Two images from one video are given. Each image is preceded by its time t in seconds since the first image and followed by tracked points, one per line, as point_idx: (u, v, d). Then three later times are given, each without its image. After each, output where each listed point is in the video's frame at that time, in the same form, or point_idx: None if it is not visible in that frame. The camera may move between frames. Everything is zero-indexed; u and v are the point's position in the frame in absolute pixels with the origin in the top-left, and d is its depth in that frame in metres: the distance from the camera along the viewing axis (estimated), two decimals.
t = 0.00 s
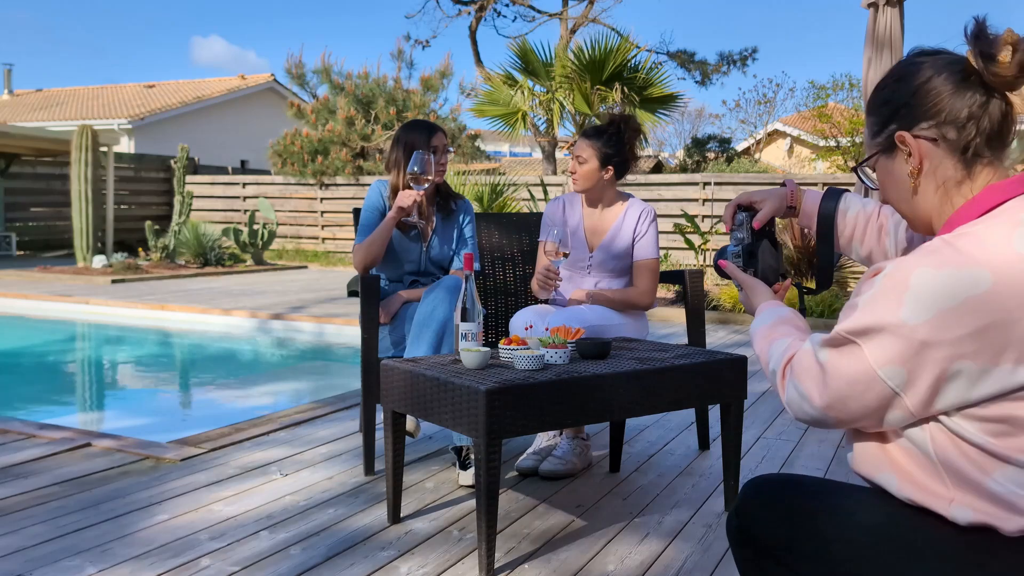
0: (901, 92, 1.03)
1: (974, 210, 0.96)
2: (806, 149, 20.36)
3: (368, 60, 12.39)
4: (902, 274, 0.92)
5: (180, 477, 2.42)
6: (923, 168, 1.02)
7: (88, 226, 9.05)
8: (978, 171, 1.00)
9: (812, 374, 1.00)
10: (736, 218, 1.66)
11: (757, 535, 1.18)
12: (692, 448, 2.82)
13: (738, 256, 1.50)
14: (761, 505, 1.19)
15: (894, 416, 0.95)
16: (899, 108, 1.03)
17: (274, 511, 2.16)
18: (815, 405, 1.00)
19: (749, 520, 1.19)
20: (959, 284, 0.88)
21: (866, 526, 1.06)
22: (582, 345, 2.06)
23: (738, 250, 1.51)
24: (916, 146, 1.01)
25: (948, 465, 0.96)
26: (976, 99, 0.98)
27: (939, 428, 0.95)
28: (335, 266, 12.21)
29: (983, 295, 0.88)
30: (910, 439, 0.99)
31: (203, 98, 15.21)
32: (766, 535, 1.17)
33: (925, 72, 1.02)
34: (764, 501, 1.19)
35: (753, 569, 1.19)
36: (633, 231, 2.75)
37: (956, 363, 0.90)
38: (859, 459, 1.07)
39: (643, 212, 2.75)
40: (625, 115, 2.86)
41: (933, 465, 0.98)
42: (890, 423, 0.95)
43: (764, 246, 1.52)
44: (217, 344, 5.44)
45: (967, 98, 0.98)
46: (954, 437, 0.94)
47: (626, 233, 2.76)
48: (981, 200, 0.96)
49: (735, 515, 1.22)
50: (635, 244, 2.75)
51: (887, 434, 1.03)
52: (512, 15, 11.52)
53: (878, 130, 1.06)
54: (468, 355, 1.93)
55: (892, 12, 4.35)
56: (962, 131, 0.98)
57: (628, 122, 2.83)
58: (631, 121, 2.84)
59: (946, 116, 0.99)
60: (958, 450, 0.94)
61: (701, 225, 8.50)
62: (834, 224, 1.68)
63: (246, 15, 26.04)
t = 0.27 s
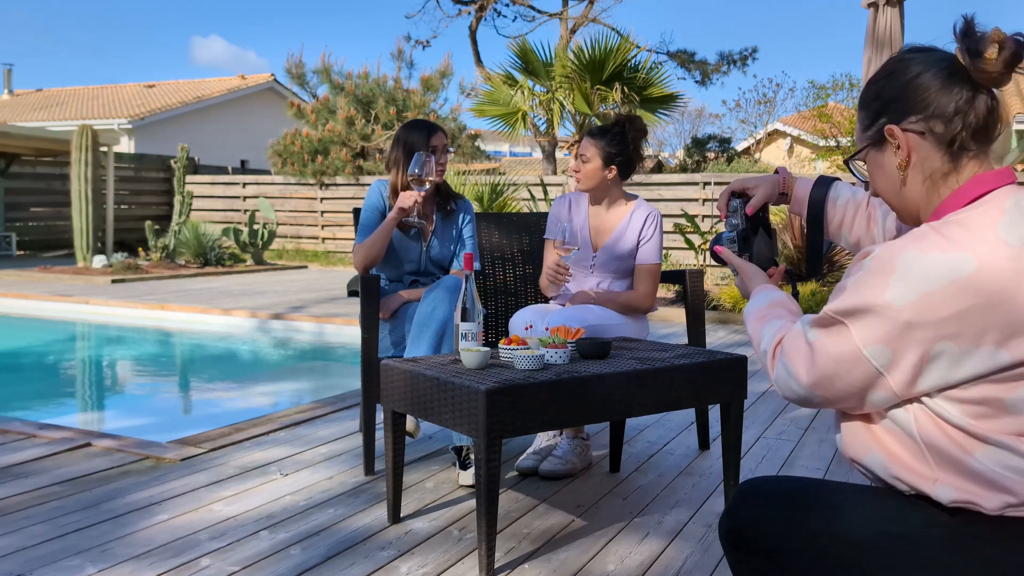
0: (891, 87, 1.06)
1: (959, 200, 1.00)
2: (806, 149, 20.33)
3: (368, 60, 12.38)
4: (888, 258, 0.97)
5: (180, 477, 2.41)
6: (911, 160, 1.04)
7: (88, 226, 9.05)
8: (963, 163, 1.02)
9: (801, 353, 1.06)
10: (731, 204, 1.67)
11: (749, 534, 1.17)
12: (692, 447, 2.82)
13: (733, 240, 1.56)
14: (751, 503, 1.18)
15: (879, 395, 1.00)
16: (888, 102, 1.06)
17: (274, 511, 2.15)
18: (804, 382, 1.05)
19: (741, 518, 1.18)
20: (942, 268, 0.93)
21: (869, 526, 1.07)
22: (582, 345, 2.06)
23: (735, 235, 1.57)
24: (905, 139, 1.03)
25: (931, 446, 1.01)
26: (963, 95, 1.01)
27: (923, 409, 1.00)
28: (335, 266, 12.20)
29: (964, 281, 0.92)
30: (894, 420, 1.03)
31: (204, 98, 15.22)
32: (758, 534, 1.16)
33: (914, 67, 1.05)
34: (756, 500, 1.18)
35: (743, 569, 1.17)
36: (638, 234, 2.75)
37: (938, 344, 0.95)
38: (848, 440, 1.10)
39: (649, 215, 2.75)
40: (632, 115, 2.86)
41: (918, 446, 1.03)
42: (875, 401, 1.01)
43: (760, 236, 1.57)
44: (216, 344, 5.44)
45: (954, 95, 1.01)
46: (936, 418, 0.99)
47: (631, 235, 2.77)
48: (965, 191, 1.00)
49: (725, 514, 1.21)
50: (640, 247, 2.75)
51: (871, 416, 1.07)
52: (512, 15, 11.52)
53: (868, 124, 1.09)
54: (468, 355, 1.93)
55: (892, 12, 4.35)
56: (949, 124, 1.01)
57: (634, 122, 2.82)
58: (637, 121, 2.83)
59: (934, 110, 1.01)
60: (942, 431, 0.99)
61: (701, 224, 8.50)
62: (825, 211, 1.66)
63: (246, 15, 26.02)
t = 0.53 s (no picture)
0: (880, 88, 1.06)
1: (950, 198, 1.00)
2: (806, 149, 20.32)
3: (367, 60, 12.36)
4: (880, 256, 0.97)
5: (179, 477, 2.42)
6: (901, 162, 1.04)
7: (88, 226, 9.05)
8: (952, 163, 1.03)
9: (795, 352, 1.06)
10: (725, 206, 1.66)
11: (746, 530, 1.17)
12: (692, 447, 2.82)
13: (728, 243, 1.52)
14: (751, 501, 1.18)
15: (872, 392, 1.00)
16: (877, 105, 1.06)
17: (274, 511, 2.15)
18: (797, 381, 1.05)
19: (739, 516, 1.18)
20: (931, 265, 0.93)
21: (863, 525, 1.07)
22: (583, 346, 2.06)
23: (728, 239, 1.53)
24: (894, 141, 1.04)
25: (924, 441, 1.01)
26: (951, 96, 1.01)
27: (917, 406, 1.01)
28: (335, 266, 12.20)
29: (955, 277, 0.92)
30: (888, 417, 1.04)
31: (204, 98, 15.22)
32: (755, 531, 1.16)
33: (902, 68, 1.05)
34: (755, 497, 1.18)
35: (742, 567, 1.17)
36: (643, 235, 2.75)
37: (929, 341, 0.95)
38: (842, 438, 1.11)
39: (655, 216, 2.75)
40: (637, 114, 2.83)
41: (911, 442, 1.03)
42: (868, 398, 1.01)
43: (754, 238, 1.55)
44: (216, 344, 5.44)
45: (942, 96, 1.01)
46: (928, 414, 1.00)
47: (637, 236, 2.76)
48: (956, 189, 0.99)
49: (725, 513, 1.21)
50: (644, 248, 2.75)
51: (865, 413, 1.08)
52: (512, 15, 11.52)
53: (858, 127, 1.09)
54: (468, 355, 1.93)
55: (893, 12, 4.36)
56: (937, 125, 1.01)
57: (640, 121, 2.80)
58: (642, 121, 2.81)
59: (922, 112, 1.02)
60: (934, 427, 1.00)
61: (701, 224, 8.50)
62: (817, 211, 1.66)
63: (245, 15, 26.01)
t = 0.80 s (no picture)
0: (871, 93, 1.06)
1: (943, 199, 1.00)
2: (806, 149, 20.32)
3: (368, 60, 12.35)
4: (874, 257, 0.97)
5: (179, 477, 2.42)
6: (893, 165, 1.04)
7: (88, 226, 9.04)
8: (945, 164, 1.03)
9: (791, 355, 1.06)
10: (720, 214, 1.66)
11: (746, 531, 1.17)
12: (692, 447, 2.82)
13: (724, 250, 1.55)
14: (750, 503, 1.18)
15: (868, 394, 1.00)
16: (869, 109, 1.06)
17: (274, 511, 2.16)
18: (794, 383, 1.05)
19: (738, 518, 1.18)
20: (926, 266, 0.93)
21: (862, 526, 1.07)
22: (583, 346, 2.06)
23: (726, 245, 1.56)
24: (887, 144, 1.04)
25: (920, 442, 1.01)
26: (942, 99, 1.01)
27: (913, 407, 1.01)
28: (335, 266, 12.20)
29: (948, 278, 0.92)
30: (885, 419, 1.04)
31: (204, 98, 15.21)
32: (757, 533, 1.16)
33: (893, 72, 1.05)
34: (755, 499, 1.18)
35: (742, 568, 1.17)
36: (646, 237, 2.76)
37: (923, 342, 0.95)
38: (839, 440, 1.11)
39: (658, 218, 2.76)
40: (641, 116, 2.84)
41: (908, 443, 1.03)
42: (864, 399, 1.01)
43: (749, 243, 1.57)
44: (216, 344, 5.44)
45: (933, 100, 1.01)
46: (924, 415, 1.00)
47: (638, 238, 2.77)
48: (948, 191, 1.00)
49: (724, 514, 1.21)
50: (646, 250, 2.75)
51: (862, 415, 1.08)
52: (512, 16, 11.53)
53: (850, 131, 1.09)
54: (468, 355, 1.93)
55: (893, 11, 4.35)
56: (929, 128, 1.01)
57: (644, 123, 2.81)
58: (645, 122, 2.82)
59: (914, 115, 1.02)
60: (930, 427, 1.00)
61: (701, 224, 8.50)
62: (812, 218, 1.66)
63: (245, 15, 26.01)
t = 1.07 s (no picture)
0: (867, 94, 1.06)
1: (939, 199, 1.00)
2: (806, 149, 20.32)
3: (368, 60, 12.35)
4: (870, 257, 0.97)
5: (179, 477, 2.41)
6: (889, 164, 1.04)
7: (88, 226, 9.04)
8: (941, 164, 1.03)
9: (788, 355, 1.06)
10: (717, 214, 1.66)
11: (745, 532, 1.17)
12: (692, 447, 2.82)
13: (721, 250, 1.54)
14: (749, 504, 1.18)
15: (865, 393, 1.00)
16: (865, 109, 1.06)
17: (274, 511, 2.15)
18: (791, 384, 1.05)
19: (737, 518, 1.18)
20: (921, 265, 0.93)
21: (861, 525, 1.07)
22: (583, 346, 2.06)
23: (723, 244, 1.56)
24: (883, 144, 1.04)
25: (917, 441, 1.01)
26: (938, 100, 1.01)
27: (910, 407, 1.00)
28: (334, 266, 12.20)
29: (945, 278, 0.92)
30: (883, 419, 1.03)
31: (204, 98, 15.21)
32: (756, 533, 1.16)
33: (889, 73, 1.05)
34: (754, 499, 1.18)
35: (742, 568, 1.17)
36: (644, 237, 2.75)
37: (920, 342, 0.95)
38: (837, 440, 1.11)
39: (657, 219, 2.76)
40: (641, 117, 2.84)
41: (905, 443, 1.03)
42: (862, 399, 1.01)
43: (746, 244, 1.57)
44: (216, 344, 5.44)
45: (929, 100, 1.01)
46: (920, 414, 1.00)
47: (637, 238, 2.77)
48: (944, 191, 0.99)
49: (723, 513, 1.21)
50: (645, 251, 2.75)
51: (859, 415, 1.08)
52: (512, 16, 11.55)
53: (846, 132, 1.09)
54: (468, 355, 1.93)
55: (893, 12, 4.36)
56: (924, 129, 1.01)
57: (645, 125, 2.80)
58: (646, 122, 2.83)
59: (910, 115, 1.01)
60: (928, 427, 1.00)
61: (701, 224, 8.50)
62: (810, 218, 1.65)
63: (245, 15, 26.00)
